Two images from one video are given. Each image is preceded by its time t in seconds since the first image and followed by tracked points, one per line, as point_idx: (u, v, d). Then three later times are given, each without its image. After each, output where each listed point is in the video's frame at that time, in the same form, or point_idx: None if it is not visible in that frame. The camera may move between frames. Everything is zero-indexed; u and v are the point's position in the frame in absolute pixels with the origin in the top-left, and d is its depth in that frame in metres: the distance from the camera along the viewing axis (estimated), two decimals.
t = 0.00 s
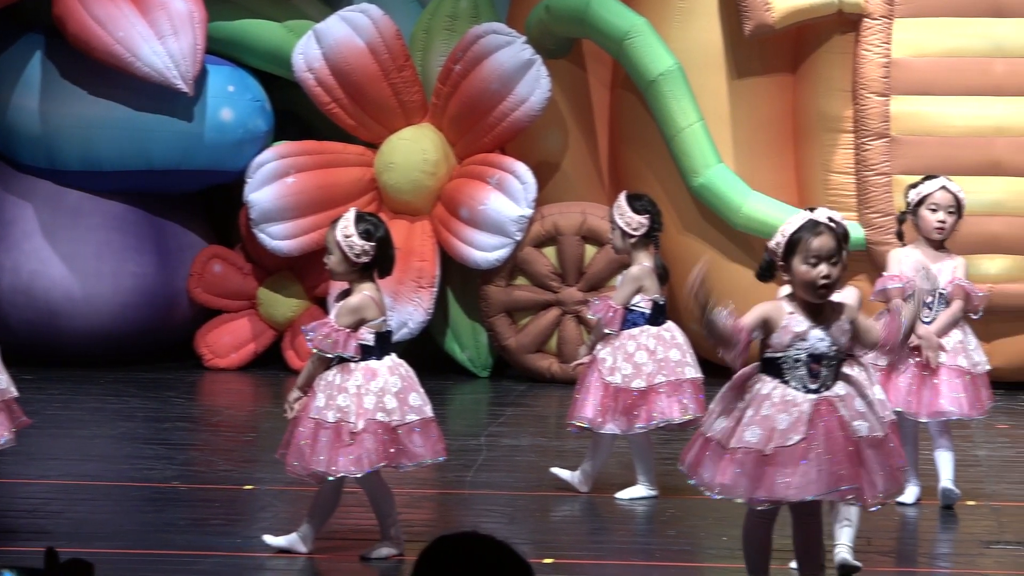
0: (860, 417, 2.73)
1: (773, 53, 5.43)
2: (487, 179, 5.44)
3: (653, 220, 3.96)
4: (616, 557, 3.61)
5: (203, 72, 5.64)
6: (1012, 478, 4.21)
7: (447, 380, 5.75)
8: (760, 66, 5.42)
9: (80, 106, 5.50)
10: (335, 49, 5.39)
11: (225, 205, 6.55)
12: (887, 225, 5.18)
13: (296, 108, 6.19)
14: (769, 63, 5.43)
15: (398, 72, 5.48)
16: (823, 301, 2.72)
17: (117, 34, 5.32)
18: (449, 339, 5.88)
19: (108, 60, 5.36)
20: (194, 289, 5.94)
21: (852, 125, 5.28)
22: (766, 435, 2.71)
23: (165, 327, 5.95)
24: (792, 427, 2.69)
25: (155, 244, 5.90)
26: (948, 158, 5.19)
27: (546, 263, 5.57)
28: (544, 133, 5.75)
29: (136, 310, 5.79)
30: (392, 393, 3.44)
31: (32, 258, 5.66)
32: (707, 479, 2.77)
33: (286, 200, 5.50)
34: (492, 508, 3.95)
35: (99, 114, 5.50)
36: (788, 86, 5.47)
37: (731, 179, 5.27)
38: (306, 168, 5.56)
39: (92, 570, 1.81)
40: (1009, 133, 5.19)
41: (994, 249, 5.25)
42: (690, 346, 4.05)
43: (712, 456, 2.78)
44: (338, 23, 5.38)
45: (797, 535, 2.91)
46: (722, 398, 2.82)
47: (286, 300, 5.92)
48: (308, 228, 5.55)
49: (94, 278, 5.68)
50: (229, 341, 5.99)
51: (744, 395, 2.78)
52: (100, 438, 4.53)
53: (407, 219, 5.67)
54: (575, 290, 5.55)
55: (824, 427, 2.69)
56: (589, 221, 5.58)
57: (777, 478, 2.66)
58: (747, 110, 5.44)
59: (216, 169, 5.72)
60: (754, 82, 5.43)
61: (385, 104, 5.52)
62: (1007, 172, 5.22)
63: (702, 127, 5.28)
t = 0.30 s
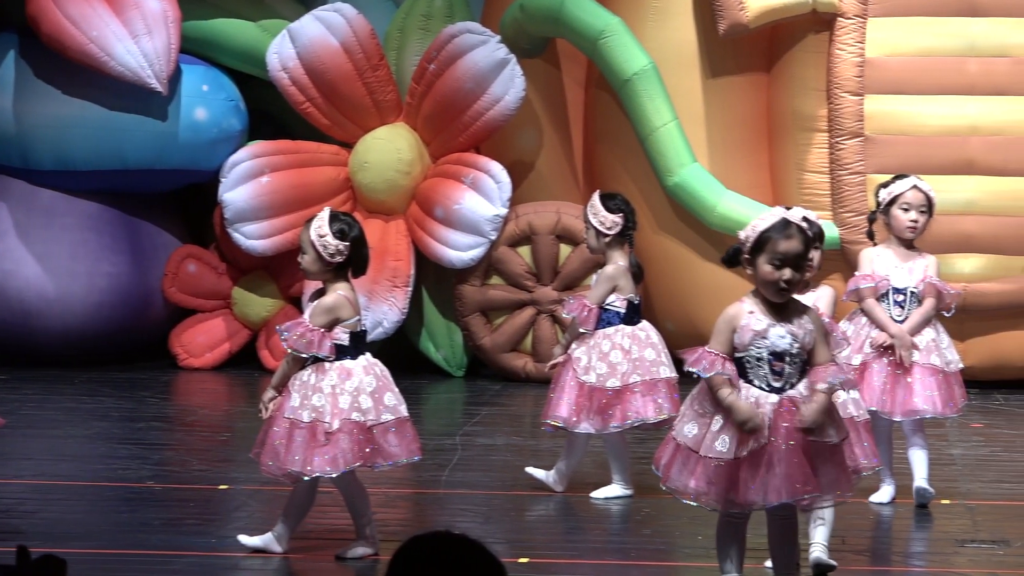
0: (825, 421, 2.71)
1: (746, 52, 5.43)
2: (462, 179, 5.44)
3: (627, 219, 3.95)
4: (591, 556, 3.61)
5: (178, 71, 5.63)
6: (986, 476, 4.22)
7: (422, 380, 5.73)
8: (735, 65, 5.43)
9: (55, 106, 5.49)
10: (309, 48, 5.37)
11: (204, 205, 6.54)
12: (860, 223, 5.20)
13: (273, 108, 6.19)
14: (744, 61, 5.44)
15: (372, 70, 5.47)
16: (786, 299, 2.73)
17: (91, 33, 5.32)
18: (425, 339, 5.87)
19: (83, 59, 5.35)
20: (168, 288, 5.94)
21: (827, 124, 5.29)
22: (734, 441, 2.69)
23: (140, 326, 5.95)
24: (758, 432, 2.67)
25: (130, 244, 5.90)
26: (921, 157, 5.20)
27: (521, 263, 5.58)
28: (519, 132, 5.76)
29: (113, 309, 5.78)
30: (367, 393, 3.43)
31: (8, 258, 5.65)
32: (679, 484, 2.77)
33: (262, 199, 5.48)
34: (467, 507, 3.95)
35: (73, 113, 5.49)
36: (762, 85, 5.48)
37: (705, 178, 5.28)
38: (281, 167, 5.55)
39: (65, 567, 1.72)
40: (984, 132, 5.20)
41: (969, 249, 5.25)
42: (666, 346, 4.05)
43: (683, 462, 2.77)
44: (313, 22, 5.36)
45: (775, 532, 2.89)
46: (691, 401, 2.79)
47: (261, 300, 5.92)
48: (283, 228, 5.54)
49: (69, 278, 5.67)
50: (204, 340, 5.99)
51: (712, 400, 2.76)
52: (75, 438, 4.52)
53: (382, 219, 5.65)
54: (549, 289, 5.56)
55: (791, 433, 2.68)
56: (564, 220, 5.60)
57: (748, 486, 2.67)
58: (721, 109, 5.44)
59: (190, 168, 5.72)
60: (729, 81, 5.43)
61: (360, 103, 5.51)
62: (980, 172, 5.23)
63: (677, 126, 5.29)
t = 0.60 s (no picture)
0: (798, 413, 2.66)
1: (729, 51, 5.43)
2: (446, 178, 5.44)
3: (612, 219, 3.95)
4: (575, 555, 3.61)
5: (162, 70, 5.63)
6: (971, 475, 4.22)
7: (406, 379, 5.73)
8: (719, 64, 5.42)
9: (38, 105, 5.48)
10: (293, 47, 5.37)
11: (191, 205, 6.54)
12: (844, 223, 5.21)
13: (259, 108, 6.19)
14: (727, 60, 5.44)
15: (357, 70, 5.46)
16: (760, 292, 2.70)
17: (75, 32, 5.31)
18: (409, 339, 5.88)
19: (67, 59, 5.35)
20: (152, 288, 5.95)
21: (812, 123, 5.28)
22: (708, 429, 2.64)
23: (122, 326, 5.97)
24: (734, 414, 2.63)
25: (114, 242, 5.90)
26: (905, 156, 5.20)
27: (505, 262, 5.56)
28: (504, 131, 5.74)
29: (98, 308, 5.80)
30: (350, 392, 3.43)
31: None
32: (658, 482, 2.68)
33: (246, 199, 5.48)
34: (451, 507, 3.95)
35: (56, 112, 5.48)
36: (746, 84, 5.47)
37: (689, 178, 5.26)
38: (264, 166, 5.54)
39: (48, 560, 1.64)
40: (967, 132, 5.21)
41: (953, 247, 5.26)
42: (650, 344, 4.05)
43: (661, 459, 2.69)
44: (297, 21, 5.36)
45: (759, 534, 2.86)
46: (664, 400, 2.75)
47: (244, 299, 5.92)
48: (267, 227, 5.54)
49: (53, 277, 5.67)
50: (188, 340, 5.98)
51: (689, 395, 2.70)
52: (59, 438, 4.51)
53: (366, 217, 5.67)
54: (534, 288, 5.56)
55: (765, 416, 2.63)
56: (548, 219, 5.58)
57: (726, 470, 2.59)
58: (705, 108, 5.44)
59: (174, 167, 5.71)
60: (712, 80, 5.43)
61: (344, 102, 5.51)
62: (963, 171, 5.23)
63: (661, 125, 5.28)
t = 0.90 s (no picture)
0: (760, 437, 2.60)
1: (706, 51, 5.42)
2: (422, 178, 5.43)
3: (590, 219, 3.94)
4: (552, 555, 3.61)
5: (138, 70, 5.63)
6: (946, 474, 4.23)
7: (383, 380, 5.71)
8: (695, 63, 5.41)
9: (14, 105, 5.46)
10: (269, 46, 5.36)
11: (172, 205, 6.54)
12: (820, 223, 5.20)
13: (237, 107, 6.19)
14: (704, 60, 5.43)
15: (333, 69, 5.46)
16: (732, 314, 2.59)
17: (51, 32, 5.30)
18: (386, 339, 5.88)
19: (43, 59, 5.35)
20: (128, 287, 5.95)
21: (788, 123, 5.28)
22: (655, 445, 2.63)
23: (98, 326, 5.95)
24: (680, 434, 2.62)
25: (89, 242, 5.89)
26: (881, 155, 5.20)
27: (481, 261, 5.57)
28: (480, 130, 5.76)
29: (76, 310, 5.80)
30: (326, 391, 3.42)
31: None
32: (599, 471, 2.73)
33: (223, 198, 5.47)
34: (428, 506, 3.95)
35: (33, 112, 5.46)
36: (723, 84, 5.47)
37: (666, 177, 5.26)
38: (240, 166, 5.53)
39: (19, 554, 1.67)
40: (943, 131, 5.22)
41: (929, 247, 5.26)
42: (626, 344, 4.05)
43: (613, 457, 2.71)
44: (273, 21, 5.35)
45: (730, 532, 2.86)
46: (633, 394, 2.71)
47: (220, 299, 5.91)
48: (243, 227, 5.54)
49: (28, 276, 5.64)
50: (164, 339, 5.98)
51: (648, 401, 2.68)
52: (36, 438, 4.51)
53: (343, 217, 5.65)
54: (510, 288, 5.55)
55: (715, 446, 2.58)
56: (524, 218, 5.58)
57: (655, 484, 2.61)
58: (681, 108, 5.43)
59: (150, 166, 5.72)
60: (689, 79, 5.42)
61: (320, 102, 5.51)
62: (939, 170, 5.24)
63: (638, 125, 5.27)
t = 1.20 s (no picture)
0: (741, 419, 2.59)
1: (679, 51, 5.42)
2: (395, 177, 5.43)
3: (564, 218, 3.93)
4: (526, 554, 3.61)
5: (111, 69, 5.62)
6: (919, 473, 4.23)
7: (356, 379, 5.70)
8: (668, 62, 5.40)
9: None
10: (242, 46, 5.34)
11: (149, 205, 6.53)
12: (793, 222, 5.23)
13: (213, 107, 6.19)
14: (678, 59, 5.42)
15: (306, 69, 5.45)
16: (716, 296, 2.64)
17: (23, 32, 5.30)
18: (359, 338, 5.88)
19: (15, 58, 5.34)
20: (101, 288, 5.94)
21: (761, 122, 5.30)
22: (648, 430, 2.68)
23: (72, 326, 5.93)
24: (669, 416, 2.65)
25: (62, 243, 5.87)
26: (851, 155, 5.22)
27: (455, 261, 5.56)
28: (453, 131, 5.73)
29: (50, 309, 5.77)
30: (299, 392, 3.41)
31: None
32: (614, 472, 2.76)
33: (196, 198, 5.46)
34: (402, 506, 3.95)
35: (6, 111, 5.46)
36: (696, 83, 5.47)
37: (639, 176, 5.27)
38: (212, 166, 5.52)
39: None
40: (915, 131, 5.23)
41: (901, 246, 5.28)
42: (599, 344, 4.07)
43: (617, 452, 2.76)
44: (246, 20, 5.33)
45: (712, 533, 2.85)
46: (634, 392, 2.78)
47: (193, 299, 5.92)
48: (216, 226, 5.54)
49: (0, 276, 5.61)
50: (137, 339, 5.98)
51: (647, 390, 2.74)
52: (9, 438, 4.50)
53: (316, 217, 5.66)
54: (483, 288, 5.55)
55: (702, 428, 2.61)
56: (498, 218, 5.58)
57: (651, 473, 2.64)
58: (654, 107, 5.42)
59: (124, 167, 5.72)
60: (662, 79, 5.41)
61: (294, 101, 5.50)
62: (911, 170, 5.25)
63: (611, 125, 5.27)
